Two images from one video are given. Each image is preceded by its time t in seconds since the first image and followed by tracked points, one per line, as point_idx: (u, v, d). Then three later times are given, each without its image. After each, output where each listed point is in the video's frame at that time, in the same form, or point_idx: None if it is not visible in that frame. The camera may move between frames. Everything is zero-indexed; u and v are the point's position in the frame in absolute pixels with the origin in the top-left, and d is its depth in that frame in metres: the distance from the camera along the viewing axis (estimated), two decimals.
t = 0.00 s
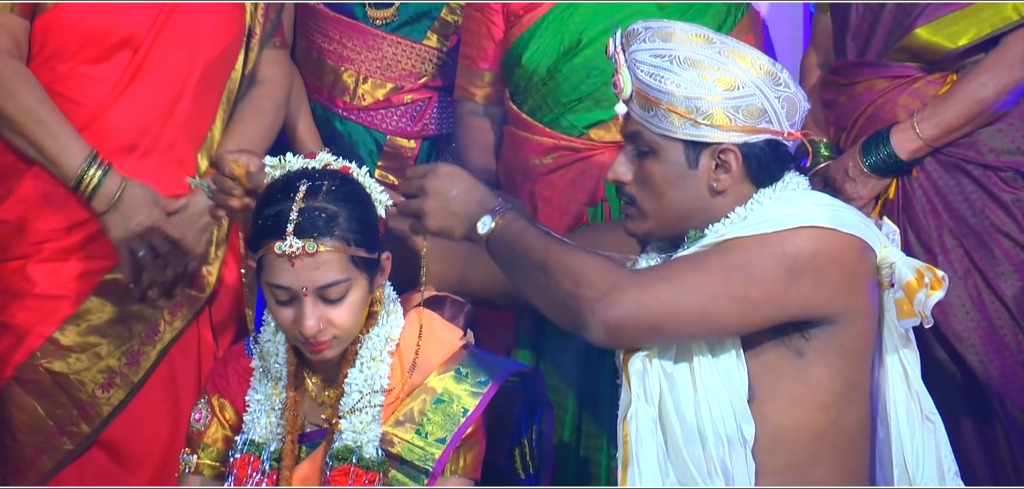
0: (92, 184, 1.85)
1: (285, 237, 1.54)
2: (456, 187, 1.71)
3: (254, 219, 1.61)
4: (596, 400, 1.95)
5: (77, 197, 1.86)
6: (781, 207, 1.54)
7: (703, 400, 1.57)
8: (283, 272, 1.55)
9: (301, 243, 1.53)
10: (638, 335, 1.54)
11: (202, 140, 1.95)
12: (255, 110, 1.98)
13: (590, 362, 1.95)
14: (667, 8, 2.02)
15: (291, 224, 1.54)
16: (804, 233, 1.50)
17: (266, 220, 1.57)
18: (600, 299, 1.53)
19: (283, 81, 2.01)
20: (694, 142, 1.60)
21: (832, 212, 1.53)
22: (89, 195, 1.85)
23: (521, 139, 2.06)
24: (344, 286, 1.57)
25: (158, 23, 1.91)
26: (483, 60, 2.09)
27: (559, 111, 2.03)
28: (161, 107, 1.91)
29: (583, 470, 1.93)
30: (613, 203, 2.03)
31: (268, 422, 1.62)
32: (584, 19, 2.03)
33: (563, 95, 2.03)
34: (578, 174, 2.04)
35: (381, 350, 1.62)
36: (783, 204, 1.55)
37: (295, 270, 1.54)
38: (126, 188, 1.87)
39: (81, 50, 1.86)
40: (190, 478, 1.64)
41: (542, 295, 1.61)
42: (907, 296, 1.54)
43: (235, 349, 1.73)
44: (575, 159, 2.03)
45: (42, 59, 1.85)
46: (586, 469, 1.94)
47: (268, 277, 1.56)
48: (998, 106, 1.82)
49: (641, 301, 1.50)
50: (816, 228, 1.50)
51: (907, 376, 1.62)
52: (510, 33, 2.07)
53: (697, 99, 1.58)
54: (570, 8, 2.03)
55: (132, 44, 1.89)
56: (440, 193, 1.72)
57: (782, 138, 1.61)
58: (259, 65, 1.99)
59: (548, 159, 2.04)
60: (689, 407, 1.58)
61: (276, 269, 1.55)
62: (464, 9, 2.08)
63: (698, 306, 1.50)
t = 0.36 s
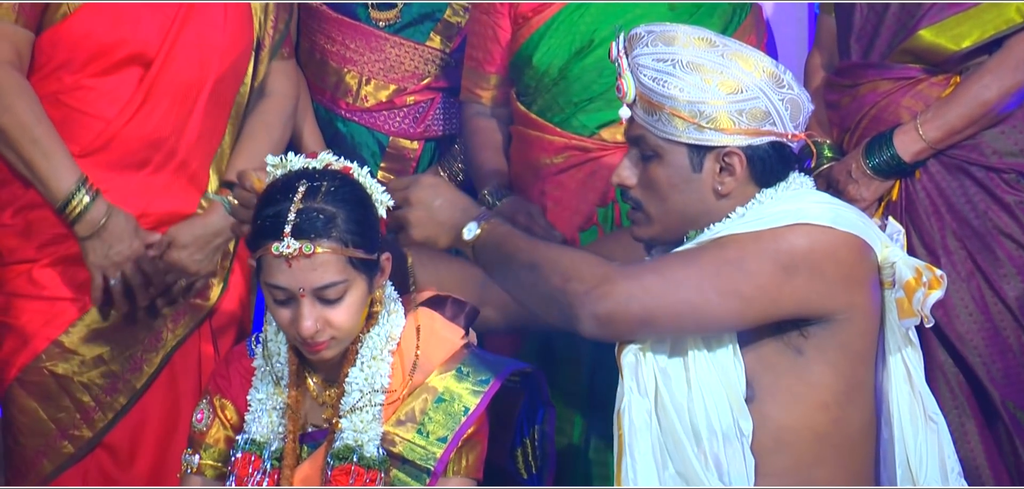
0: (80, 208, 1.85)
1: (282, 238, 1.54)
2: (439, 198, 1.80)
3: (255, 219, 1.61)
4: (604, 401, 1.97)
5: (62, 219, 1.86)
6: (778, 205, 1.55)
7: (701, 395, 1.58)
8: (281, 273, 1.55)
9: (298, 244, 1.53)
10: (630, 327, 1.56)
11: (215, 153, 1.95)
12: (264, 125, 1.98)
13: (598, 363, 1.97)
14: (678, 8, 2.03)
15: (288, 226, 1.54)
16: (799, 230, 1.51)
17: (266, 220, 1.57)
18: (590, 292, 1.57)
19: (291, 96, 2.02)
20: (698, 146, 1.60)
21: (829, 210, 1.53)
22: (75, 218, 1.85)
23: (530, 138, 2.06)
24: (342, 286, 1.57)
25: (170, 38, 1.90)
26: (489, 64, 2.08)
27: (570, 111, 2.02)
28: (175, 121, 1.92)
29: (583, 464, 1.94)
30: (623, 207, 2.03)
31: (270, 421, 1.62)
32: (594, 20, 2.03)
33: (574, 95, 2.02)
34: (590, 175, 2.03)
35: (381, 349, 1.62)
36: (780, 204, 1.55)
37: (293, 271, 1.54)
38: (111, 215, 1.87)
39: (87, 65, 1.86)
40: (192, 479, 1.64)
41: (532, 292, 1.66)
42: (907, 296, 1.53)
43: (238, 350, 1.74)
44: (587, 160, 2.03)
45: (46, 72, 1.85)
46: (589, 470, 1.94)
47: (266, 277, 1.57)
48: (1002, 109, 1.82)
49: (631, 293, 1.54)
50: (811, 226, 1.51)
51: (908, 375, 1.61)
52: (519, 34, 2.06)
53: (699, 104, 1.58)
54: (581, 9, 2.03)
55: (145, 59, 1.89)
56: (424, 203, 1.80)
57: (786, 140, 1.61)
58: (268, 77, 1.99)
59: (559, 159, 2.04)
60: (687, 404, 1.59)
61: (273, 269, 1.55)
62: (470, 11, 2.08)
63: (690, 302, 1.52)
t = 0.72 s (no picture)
0: (82, 227, 1.85)
1: (277, 241, 1.54)
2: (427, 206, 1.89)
3: (252, 222, 1.60)
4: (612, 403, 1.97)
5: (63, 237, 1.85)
6: (776, 205, 1.55)
7: (696, 392, 1.59)
8: (276, 275, 1.55)
9: (292, 247, 1.53)
10: (622, 323, 1.57)
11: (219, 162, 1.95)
12: (272, 133, 1.99)
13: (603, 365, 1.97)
14: (692, 8, 2.02)
15: (283, 228, 1.54)
16: (794, 228, 1.51)
17: (262, 223, 1.56)
18: (580, 290, 1.58)
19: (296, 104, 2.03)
20: (699, 150, 1.60)
21: (828, 210, 1.53)
22: (75, 237, 1.85)
23: (534, 140, 2.05)
24: (337, 289, 1.57)
25: (172, 49, 1.90)
26: (494, 61, 2.07)
27: (579, 113, 2.02)
28: (178, 131, 1.91)
29: (586, 464, 1.96)
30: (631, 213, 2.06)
31: (270, 422, 1.62)
32: (603, 22, 2.02)
33: (583, 98, 2.01)
34: (598, 178, 2.03)
35: (381, 349, 1.62)
36: (776, 203, 1.55)
37: (287, 273, 1.54)
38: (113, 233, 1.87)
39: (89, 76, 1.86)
40: (193, 480, 1.64)
41: (521, 294, 1.66)
42: (903, 296, 1.53)
43: (239, 351, 1.74)
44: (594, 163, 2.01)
45: (49, 81, 1.85)
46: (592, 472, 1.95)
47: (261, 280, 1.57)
48: (1006, 112, 1.82)
49: (621, 288, 1.55)
50: (806, 224, 1.51)
51: (908, 375, 1.61)
52: (528, 34, 2.05)
53: (700, 108, 1.58)
54: (590, 11, 2.02)
55: (148, 70, 1.89)
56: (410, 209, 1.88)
57: (787, 142, 1.61)
58: (275, 87, 2.00)
59: (567, 162, 2.03)
60: (685, 403, 1.59)
61: (268, 272, 1.55)
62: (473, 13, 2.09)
63: (679, 302, 1.53)
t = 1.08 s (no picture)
0: (81, 235, 1.83)
1: (275, 246, 1.53)
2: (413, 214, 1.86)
3: (251, 226, 1.59)
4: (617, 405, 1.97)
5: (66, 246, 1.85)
6: (774, 206, 1.55)
7: (691, 393, 1.59)
8: (274, 280, 1.55)
9: (289, 251, 1.53)
10: (616, 323, 1.56)
11: (222, 172, 1.93)
12: (282, 138, 1.99)
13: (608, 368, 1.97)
14: (701, 14, 2.05)
15: (281, 233, 1.54)
16: (788, 229, 1.51)
17: (260, 226, 1.56)
18: (574, 291, 1.58)
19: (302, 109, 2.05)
20: (697, 155, 1.60)
21: (825, 212, 1.53)
22: (77, 245, 1.84)
23: (541, 138, 2.08)
24: (336, 293, 1.57)
25: (173, 59, 1.89)
26: (500, 49, 2.10)
27: (582, 114, 2.05)
28: (178, 140, 1.89)
29: (588, 466, 1.97)
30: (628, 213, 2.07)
31: (271, 424, 1.62)
32: (613, 22, 2.04)
33: (588, 98, 2.04)
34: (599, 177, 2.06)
35: (381, 351, 1.62)
36: (772, 204, 1.56)
37: (286, 278, 1.54)
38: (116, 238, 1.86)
39: (91, 84, 1.85)
40: (193, 482, 1.63)
41: (513, 295, 1.66)
42: (899, 297, 1.55)
43: (241, 353, 1.74)
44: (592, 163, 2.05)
45: (50, 89, 1.84)
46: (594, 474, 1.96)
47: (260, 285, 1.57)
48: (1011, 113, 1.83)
49: (614, 290, 1.55)
50: (801, 226, 1.51)
51: (909, 375, 1.62)
52: (537, 28, 2.06)
53: (697, 114, 1.58)
54: (600, 10, 2.04)
55: (149, 80, 1.88)
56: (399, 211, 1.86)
57: (784, 147, 1.61)
58: (284, 94, 2.01)
59: (569, 159, 2.06)
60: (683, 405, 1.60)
61: (266, 277, 1.55)
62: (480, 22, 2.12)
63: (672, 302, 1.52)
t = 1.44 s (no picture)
0: (89, 237, 1.83)
1: (276, 248, 1.53)
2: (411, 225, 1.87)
3: (251, 229, 1.59)
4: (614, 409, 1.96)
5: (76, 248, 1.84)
6: (773, 209, 1.54)
7: (691, 396, 1.59)
8: (274, 283, 1.54)
9: (290, 254, 1.53)
10: (615, 331, 1.56)
11: (221, 181, 1.93)
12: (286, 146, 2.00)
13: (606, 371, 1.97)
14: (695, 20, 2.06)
15: (280, 236, 1.53)
16: (787, 233, 1.50)
17: (259, 229, 1.56)
18: (573, 300, 1.58)
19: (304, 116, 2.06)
20: (695, 158, 1.60)
21: (825, 215, 1.53)
22: (84, 247, 1.84)
23: (541, 142, 2.09)
24: (336, 295, 1.56)
25: (174, 72, 1.89)
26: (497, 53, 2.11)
27: (579, 118, 2.06)
28: (178, 151, 1.89)
29: (587, 469, 1.97)
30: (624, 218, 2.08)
31: (272, 427, 1.62)
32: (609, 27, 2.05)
33: (584, 103, 2.05)
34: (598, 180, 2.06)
35: (382, 354, 1.62)
36: (772, 208, 1.55)
37: (286, 281, 1.53)
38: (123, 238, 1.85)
39: (93, 97, 1.85)
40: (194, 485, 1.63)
41: (510, 301, 1.65)
42: (899, 299, 1.54)
43: (241, 356, 1.74)
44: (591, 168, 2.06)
45: (51, 100, 1.84)
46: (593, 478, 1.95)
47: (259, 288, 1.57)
48: (1012, 115, 1.82)
49: (612, 298, 1.54)
50: (801, 229, 1.50)
51: (909, 376, 1.61)
52: (534, 33, 2.07)
53: (694, 117, 1.58)
54: (597, 15, 2.05)
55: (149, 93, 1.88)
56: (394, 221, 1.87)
57: (783, 149, 1.60)
58: (289, 102, 2.01)
59: (566, 162, 2.07)
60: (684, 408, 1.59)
61: (266, 279, 1.55)
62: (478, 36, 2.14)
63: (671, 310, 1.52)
